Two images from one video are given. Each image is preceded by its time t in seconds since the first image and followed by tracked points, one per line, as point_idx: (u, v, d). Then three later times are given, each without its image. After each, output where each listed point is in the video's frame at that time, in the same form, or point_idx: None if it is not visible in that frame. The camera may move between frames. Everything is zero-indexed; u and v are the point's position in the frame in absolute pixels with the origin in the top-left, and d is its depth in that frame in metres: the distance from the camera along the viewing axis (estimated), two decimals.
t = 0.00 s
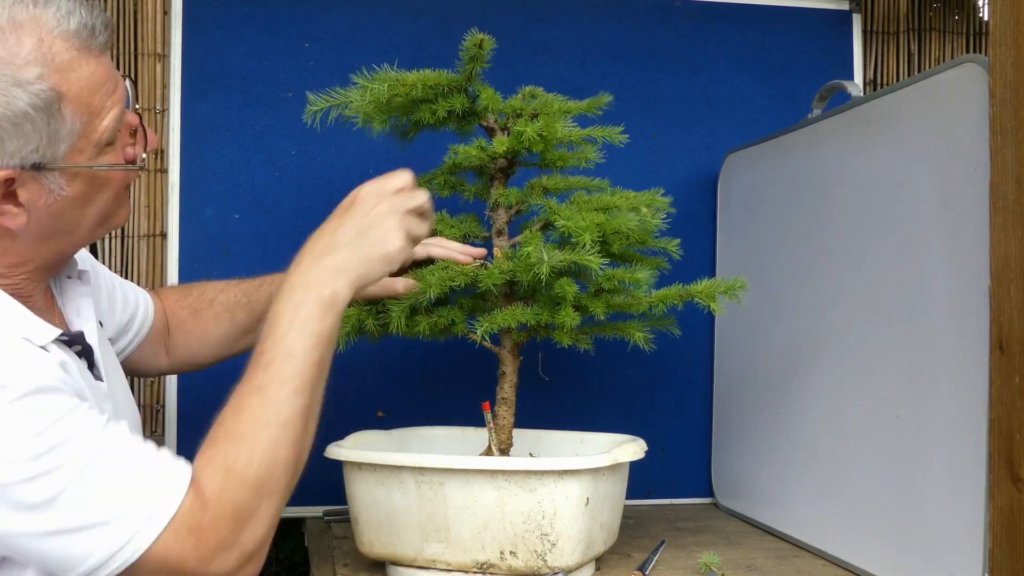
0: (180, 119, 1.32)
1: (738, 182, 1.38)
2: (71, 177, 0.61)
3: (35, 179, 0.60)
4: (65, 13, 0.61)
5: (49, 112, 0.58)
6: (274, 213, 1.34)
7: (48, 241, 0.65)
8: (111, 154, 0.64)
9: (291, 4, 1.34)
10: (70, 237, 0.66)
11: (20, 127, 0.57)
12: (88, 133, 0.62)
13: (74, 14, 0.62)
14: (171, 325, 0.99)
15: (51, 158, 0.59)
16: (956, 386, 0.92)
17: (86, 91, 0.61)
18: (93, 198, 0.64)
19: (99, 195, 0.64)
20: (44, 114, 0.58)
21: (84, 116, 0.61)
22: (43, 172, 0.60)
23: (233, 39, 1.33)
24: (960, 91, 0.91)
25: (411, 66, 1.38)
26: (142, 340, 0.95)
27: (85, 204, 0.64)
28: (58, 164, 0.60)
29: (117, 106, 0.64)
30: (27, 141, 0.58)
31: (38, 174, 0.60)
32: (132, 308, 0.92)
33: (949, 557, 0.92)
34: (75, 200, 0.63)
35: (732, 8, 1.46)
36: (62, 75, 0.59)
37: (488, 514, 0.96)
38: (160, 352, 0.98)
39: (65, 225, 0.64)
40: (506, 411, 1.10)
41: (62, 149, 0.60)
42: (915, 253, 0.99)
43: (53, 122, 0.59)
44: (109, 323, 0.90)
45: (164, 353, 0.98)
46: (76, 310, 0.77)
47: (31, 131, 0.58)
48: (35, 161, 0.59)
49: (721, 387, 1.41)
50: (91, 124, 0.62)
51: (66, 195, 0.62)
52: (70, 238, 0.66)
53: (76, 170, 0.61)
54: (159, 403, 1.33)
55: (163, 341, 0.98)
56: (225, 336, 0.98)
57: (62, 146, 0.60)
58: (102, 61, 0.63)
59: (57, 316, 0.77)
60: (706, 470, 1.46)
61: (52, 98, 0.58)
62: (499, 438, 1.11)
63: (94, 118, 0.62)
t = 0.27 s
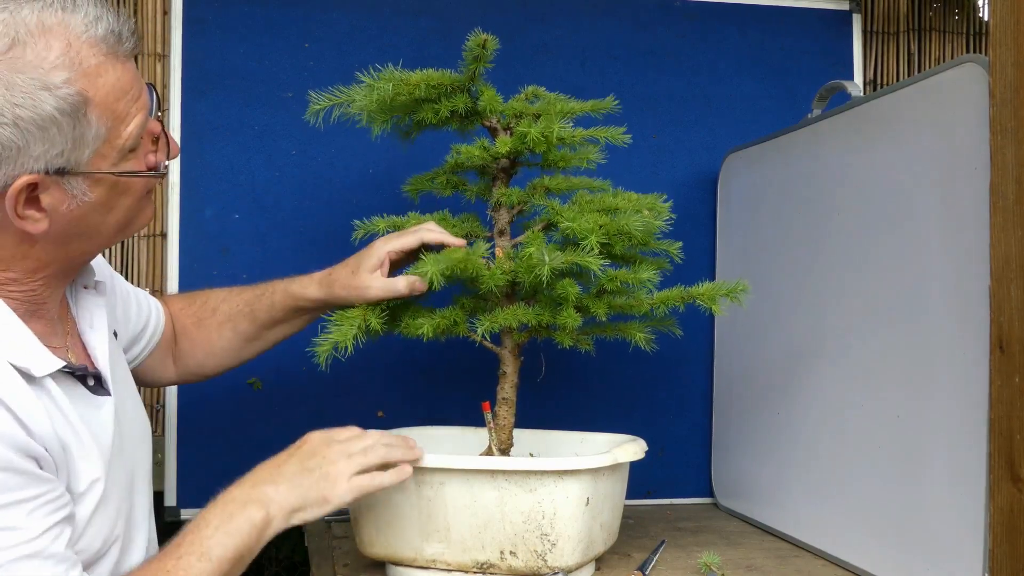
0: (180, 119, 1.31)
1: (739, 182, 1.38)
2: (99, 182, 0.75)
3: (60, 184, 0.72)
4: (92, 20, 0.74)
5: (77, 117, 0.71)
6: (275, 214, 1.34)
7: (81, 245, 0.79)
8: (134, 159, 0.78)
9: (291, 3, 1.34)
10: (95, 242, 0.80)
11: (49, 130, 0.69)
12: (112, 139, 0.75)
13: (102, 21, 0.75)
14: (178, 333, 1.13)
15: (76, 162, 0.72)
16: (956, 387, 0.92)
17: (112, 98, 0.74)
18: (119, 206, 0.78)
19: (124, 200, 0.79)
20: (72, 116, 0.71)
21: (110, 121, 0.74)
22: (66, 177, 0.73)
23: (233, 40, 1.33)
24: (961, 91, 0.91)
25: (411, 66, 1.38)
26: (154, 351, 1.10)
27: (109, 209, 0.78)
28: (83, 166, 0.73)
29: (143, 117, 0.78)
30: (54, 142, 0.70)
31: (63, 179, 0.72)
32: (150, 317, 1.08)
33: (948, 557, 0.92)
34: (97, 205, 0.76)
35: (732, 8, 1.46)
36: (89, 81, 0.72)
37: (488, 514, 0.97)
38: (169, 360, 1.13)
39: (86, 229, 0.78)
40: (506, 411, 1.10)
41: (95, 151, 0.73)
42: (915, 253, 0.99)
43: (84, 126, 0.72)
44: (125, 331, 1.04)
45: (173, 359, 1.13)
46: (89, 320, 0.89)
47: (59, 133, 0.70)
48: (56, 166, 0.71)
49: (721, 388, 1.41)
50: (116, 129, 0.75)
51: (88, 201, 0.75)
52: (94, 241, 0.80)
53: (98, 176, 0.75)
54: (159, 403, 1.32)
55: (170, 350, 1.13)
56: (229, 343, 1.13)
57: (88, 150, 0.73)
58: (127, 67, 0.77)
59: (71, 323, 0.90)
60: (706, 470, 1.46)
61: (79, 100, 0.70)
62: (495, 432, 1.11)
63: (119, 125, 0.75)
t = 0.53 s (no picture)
0: (180, 119, 1.31)
1: (739, 182, 1.38)
2: (104, 185, 0.75)
3: (66, 185, 0.72)
4: (106, 24, 0.74)
5: (88, 120, 0.71)
6: (275, 214, 1.34)
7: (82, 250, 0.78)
8: (140, 162, 0.78)
9: (291, 4, 1.35)
10: (96, 248, 0.79)
11: (60, 131, 0.69)
12: (120, 142, 0.75)
13: (115, 25, 0.76)
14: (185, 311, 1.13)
15: (85, 164, 0.72)
16: (956, 386, 0.92)
17: (123, 101, 0.74)
18: (122, 209, 0.78)
19: (125, 204, 0.78)
20: (83, 119, 0.71)
21: (119, 125, 0.74)
22: (74, 178, 0.72)
23: (233, 40, 1.33)
24: (961, 91, 0.91)
25: (411, 66, 1.38)
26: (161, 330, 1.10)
27: (112, 212, 0.77)
28: (91, 169, 0.73)
29: (151, 121, 0.78)
30: (65, 144, 0.70)
31: (70, 180, 0.72)
32: (154, 301, 1.07)
33: (949, 557, 0.92)
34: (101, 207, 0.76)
35: (731, 8, 1.46)
36: (102, 84, 0.72)
37: (487, 513, 0.97)
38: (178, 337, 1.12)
39: (88, 232, 0.77)
40: (505, 411, 1.10)
41: (104, 154, 0.73)
42: (915, 253, 0.99)
43: (95, 128, 0.72)
44: (126, 318, 1.03)
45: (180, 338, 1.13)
46: (87, 319, 0.90)
47: (70, 134, 0.70)
48: (65, 168, 0.71)
49: (721, 387, 1.41)
50: (125, 133, 0.75)
51: (94, 202, 0.75)
52: (96, 247, 0.79)
53: (105, 179, 0.74)
54: (159, 402, 1.33)
55: (180, 326, 1.12)
56: (237, 315, 1.13)
57: (96, 153, 0.72)
58: (137, 71, 0.77)
59: (69, 323, 0.90)
60: (706, 470, 1.46)
61: (91, 102, 0.70)
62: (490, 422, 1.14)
63: (128, 128, 0.75)
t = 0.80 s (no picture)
0: (180, 120, 1.31)
1: (739, 182, 1.38)
2: (103, 199, 0.75)
3: (65, 200, 0.73)
4: (106, 38, 0.75)
5: (89, 136, 0.72)
6: (275, 214, 1.34)
7: (79, 263, 0.79)
8: (140, 174, 0.79)
9: (291, 3, 1.35)
10: (93, 260, 0.80)
11: (60, 147, 0.70)
12: (120, 156, 0.75)
13: (116, 38, 0.76)
14: (177, 296, 1.15)
15: (85, 179, 0.73)
16: (956, 386, 0.92)
17: (123, 116, 0.75)
18: (120, 221, 0.79)
19: (122, 216, 0.79)
20: (84, 134, 0.71)
21: (119, 139, 0.75)
22: (72, 194, 0.73)
23: (233, 40, 1.33)
24: (961, 91, 0.91)
25: (410, 66, 1.38)
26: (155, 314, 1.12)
27: (110, 224, 0.78)
28: (91, 184, 0.73)
29: (150, 135, 0.79)
30: (65, 161, 0.70)
31: (69, 196, 0.73)
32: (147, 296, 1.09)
33: (949, 557, 0.92)
34: (100, 220, 0.76)
35: (732, 8, 1.46)
36: (103, 100, 0.73)
37: (465, 513, 0.96)
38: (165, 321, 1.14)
39: (86, 245, 0.77)
40: (504, 411, 1.10)
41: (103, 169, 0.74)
42: (915, 253, 0.99)
43: (95, 144, 0.72)
44: (121, 313, 1.05)
45: (167, 320, 1.14)
46: (86, 327, 0.90)
47: (72, 151, 0.71)
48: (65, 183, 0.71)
49: (722, 387, 1.41)
50: (124, 147, 0.76)
51: (93, 216, 0.75)
52: (94, 257, 0.79)
53: (104, 194, 0.75)
54: (159, 402, 1.34)
55: (171, 311, 1.14)
56: (232, 298, 1.14)
57: (96, 167, 0.73)
58: (138, 84, 0.78)
59: (68, 330, 0.91)
60: (706, 470, 1.46)
61: (91, 118, 0.71)
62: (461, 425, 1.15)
63: (128, 142, 0.76)
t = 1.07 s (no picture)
0: (180, 120, 1.32)
1: (739, 181, 1.38)
2: (94, 183, 0.74)
3: (55, 184, 0.72)
4: (88, 20, 0.75)
5: (75, 117, 0.71)
6: (275, 214, 1.34)
7: (71, 251, 0.78)
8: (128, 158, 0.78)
9: (291, 4, 1.35)
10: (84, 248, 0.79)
11: (47, 128, 0.69)
12: (108, 139, 0.75)
13: (97, 21, 0.76)
14: (175, 298, 1.14)
15: (73, 162, 0.72)
16: (956, 386, 0.92)
17: (109, 97, 0.74)
18: (111, 206, 0.78)
19: (115, 202, 0.78)
20: (71, 115, 0.71)
21: (106, 121, 0.74)
22: (62, 177, 0.72)
23: (233, 40, 1.33)
24: (961, 91, 0.91)
25: (410, 66, 1.38)
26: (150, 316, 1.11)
27: (103, 210, 0.77)
28: (79, 167, 0.73)
29: (136, 119, 0.78)
30: (53, 142, 0.70)
31: (59, 180, 0.72)
32: (143, 299, 1.08)
33: (949, 557, 0.92)
34: (92, 205, 0.75)
35: (732, 8, 1.46)
36: (87, 80, 0.72)
37: (463, 513, 0.96)
38: (162, 322, 1.13)
39: (78, 232, 0.77)
40: (503, 411, 1.10)
41: (90, 152, 0.73)
42: (916, 252, 0.99)
43: (82, 125, 0.72)
44: (116, 314, 1.04)
45: (165, 323, 1.13)
46: (81, 327, 0.90)
47: (59, 132, 0.70)
48: (54, 166, 0.71)
49: (722, 387, 1.41)
50: (112, 130, 0.75)
51: (84, 201, 0.74)
52: (86, 244, 0.79)
53: (94, 177, 0.74)
54: (159, 402, 1.34)
55: (167, 317, 1.13)
56: (232, 299, 1.14)
57: (85, 150, 0.73)
58: (122, 66, 0.77)
59: (63, 327, 0.90)
60: (706, 470, 1.45)
61: (78, 99, 0.71)
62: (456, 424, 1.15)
63: (115, 124, 0.75)
